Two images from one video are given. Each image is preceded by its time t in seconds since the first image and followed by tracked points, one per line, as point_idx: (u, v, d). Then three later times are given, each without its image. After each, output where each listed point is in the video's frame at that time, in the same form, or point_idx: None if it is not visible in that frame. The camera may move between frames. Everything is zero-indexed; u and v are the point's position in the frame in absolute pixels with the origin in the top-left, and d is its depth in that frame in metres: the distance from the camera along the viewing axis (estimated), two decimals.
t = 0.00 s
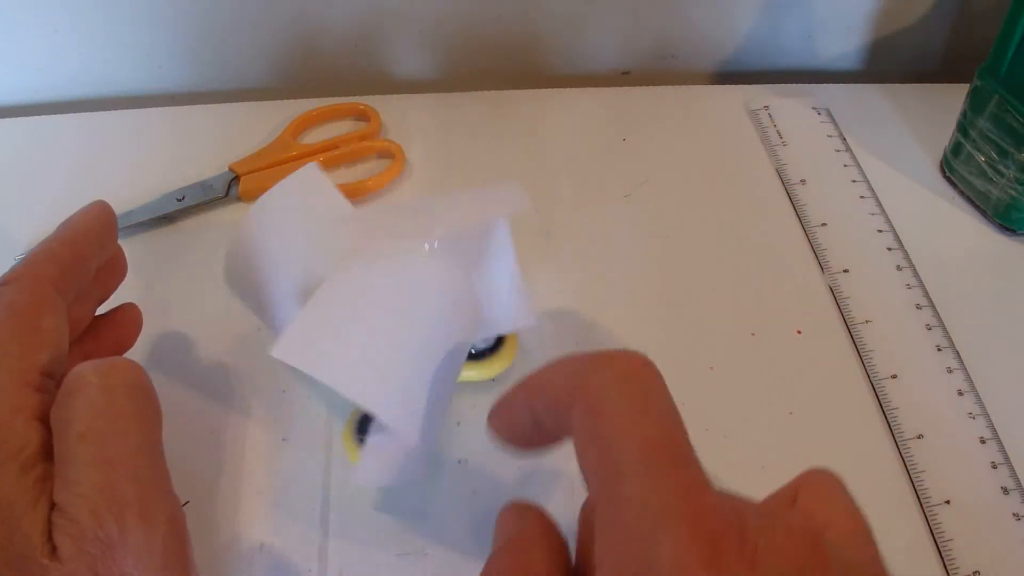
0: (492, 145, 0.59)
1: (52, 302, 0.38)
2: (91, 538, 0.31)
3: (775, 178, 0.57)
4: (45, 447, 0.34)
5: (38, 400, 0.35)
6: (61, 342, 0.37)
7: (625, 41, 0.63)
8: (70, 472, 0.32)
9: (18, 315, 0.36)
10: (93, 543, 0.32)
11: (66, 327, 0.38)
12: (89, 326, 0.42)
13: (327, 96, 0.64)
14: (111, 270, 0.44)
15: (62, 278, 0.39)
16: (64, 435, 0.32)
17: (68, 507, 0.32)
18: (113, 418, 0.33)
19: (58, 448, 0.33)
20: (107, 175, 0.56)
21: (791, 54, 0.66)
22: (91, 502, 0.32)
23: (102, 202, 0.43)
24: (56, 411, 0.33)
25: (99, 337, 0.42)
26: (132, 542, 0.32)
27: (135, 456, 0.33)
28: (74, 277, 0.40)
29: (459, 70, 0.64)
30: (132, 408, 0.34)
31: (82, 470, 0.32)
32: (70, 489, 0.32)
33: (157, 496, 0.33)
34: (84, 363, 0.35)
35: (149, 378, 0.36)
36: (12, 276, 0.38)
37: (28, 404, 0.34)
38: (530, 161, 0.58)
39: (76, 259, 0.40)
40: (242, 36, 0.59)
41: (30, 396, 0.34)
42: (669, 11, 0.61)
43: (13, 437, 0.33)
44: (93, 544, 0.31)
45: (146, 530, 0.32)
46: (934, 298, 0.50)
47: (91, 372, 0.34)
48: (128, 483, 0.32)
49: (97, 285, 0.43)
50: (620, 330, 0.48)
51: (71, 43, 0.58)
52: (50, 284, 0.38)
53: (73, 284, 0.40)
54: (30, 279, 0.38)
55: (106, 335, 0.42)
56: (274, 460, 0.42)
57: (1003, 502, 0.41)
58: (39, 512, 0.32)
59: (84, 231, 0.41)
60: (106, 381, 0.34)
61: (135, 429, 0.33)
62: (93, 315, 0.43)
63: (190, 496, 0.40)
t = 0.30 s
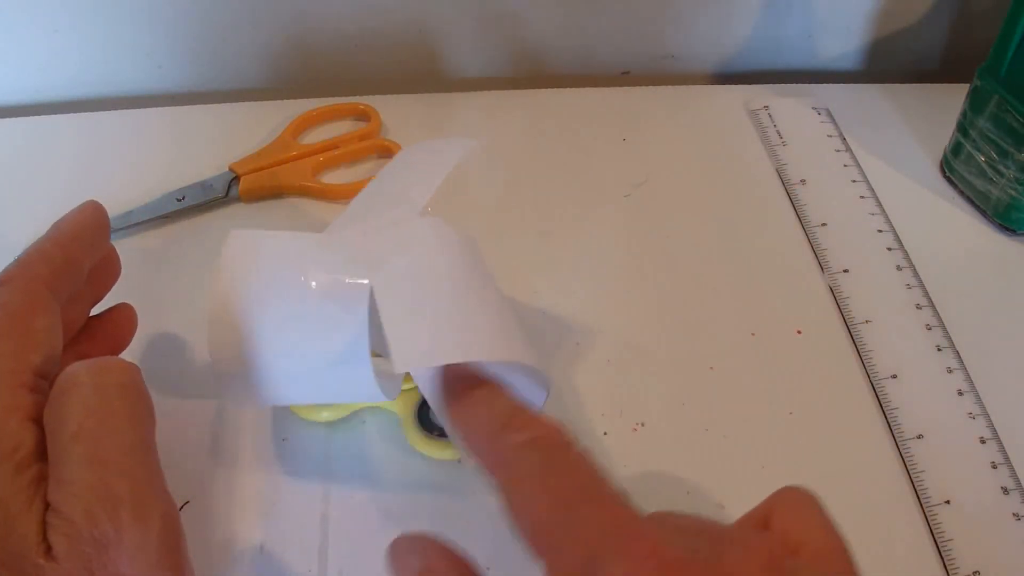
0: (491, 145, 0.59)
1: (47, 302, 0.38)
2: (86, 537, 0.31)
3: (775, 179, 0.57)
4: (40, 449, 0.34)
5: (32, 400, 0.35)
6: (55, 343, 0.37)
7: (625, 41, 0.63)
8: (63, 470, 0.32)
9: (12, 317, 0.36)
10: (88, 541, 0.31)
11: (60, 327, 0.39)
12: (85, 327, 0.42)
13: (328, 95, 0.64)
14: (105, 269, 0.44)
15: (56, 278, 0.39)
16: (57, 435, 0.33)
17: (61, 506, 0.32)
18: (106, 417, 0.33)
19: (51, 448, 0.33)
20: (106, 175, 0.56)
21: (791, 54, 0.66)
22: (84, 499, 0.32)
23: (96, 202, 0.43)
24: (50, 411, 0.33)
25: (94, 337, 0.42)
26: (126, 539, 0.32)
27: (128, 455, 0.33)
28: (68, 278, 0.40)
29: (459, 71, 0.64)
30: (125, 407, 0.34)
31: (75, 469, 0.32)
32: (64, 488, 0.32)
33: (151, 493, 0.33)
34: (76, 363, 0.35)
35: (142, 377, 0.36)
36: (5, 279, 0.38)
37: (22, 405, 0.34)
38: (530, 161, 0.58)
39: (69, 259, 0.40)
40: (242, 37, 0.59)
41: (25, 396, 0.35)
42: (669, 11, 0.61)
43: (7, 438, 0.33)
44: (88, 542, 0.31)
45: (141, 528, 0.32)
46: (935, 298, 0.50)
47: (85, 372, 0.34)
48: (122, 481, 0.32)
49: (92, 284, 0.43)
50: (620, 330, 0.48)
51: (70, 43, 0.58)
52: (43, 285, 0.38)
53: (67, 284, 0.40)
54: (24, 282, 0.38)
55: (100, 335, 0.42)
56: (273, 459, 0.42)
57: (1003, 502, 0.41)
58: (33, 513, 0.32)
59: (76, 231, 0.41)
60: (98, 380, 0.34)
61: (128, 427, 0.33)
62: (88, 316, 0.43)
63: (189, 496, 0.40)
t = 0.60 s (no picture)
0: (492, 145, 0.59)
1: (48, 302, 0.38)
2: (87, 536, 0.31)
3: (775, 178, 0.58)
4: (41, 448, 0.34)
5: (31, 399, 0.35)
6: (56, 343, 0.37)
7: (625, 40, 0.63)
8: (64, 469, 0.32)
9: (14, 316, 0.36)
10: (89, 540, 0.31)
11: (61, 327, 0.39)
12: (85, 326, 0.42)
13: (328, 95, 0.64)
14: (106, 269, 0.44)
15: (57, 278, 0.39)
16: (58, 434, 0.33)
17: (63, 505, 0.31)
18: (106, 416, 0.33)
19: (52, 448, 0.33)
20: (106, 175, 0.56)
21: (791, 54, 0.66)
22: (86, 498, 0.32)
23: (97, 202, 0.43)
24: (50, 411, 0.33)
25: (94, 337, 0.42)
26: (128, 537, 0.32)
27: (129, 454, 0.33)
28: (69, 278, 0.40)
29: (460, 70, 0.64)
30: (125, 406, 0.34)
31: (76, 468, 0.32)
32: (64, 487, 0.32)
33: (152, 491, 0.33)
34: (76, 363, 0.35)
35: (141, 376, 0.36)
36: (7, 278, 0.38)
37: (22, 405, 0.34)
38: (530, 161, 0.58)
39: (70, 259, 0.40)
40: (241, 36, 0.59)
41: (24, 395, 0.35)
42: (669, 11, 0.61)
43: (7, 437, 0.33)
44: (89, 541, 0.31)
45: (142, 527, 0.32)
46: (935, 298, 0.50)
47: (85, 372, 0.34)
48: (123, 480, 0.32)
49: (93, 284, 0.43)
50: (620, 330, 0.48)
51: (70, 44, 0.58)
52: (45, 284, 0.38)
53: (69, 284, 0.40)
54: (26, 281, 0.38)
55: (100, 335, 0.42)
56: (274, 459, 0.42)
57: (1003, 502, 0.41)
58: (36, 512, 0.32)
59: (77, 231, 0.41)
60: (99, 379, 0.34)
61: (128, 427, 0.34)
62: (89, 316, 0.43)
63: (190, 496, 0.40)
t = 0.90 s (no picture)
0: (492, 145, 0.59)
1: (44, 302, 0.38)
2: (83, 535, 0.31)
3: (775, 178, 0.58)
4: (37, 447, 0.34)
5: (26, 400, 0.35)
6: (52, 343, 0.37)
7: (625, 41, 0.63)
8: (59, 470, 0.32)
9: (11, 316, 0.36)
10: (85, 539, 0.31)
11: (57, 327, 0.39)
12: (81, 326, 0.42)
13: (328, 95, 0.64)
14: (101, 269, 0.44)
15: (53, 278, 0.39)
16: (52, 435, 0.32)
17: (58, 505, 0.32)
18: (100, 416, 0.33)
19: (46, 448, 0.33)
20: (106, 175, 0.56)
21: (791, 54, 0.66)
22: (82, 498, 0.32)
23: (91, 202, 0.43)
24: (44, 412, 0.33)
25: (90, 337, 0.42)
26: (124, 536, 0.32)
27: (124, 454, 0.33)
28: (65, 278, 0.40)
29: (459, 71, 0.64)
30: (120, 406, 0.34)
31: (71, 467, 0.32)
32: (59, 487, 0.32)
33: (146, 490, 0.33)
34: (69, 363, 0.35)
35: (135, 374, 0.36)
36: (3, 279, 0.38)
37: (19, 404, 0.34)
38: (530, 161, 0.58)
39: (66, 260, 0.40)
40: (241, 37, 0.59)
41: (20, 395, 0.35)
42: (669, 10, 0.61)
43: (4, 437, 0.33)
44: (85, 541, 0.31)
45: (138, 525, 0.32)
46: (935, 298, 0.50)
47: (78, 372, 0.34)
48: (118, 479, 0.33)
49: (88, 285, 0.43)
50: (620, 329, 0.48)
51: (70, 44, 0.58)
52: (40, 285, 0.38)
53: (64, 284, 0.40)
54: (22, 282, 0.38)
55: (96, 335, 0.42)
56: (274, 460, 0.42)
57: (1003, 502, 0.41)
58: (31, 512, 0.32)
59: (74, 231, 0.41)
60: (92, 379, 0.34)
61: (122, 427, 0.34)
62: (84, 316, 0.43)
63: (189, 496, 0.40)
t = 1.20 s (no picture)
0: (492, 145, 0.59)
1: (42, 302, 0.38)
2: (82, 535, 0.31)
3: (775, 178, 0.58)
4: (37, 447, 0.34)
5: (25, 400, 0.35)
6: (52, 342, 0.37)
7: (625, 41, 0.63)
8: (58, 469, 0.32)
9: (9, 316, 0.36)
10: (83, 538, 0.31)
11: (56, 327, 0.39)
12: (80, 326, 0.42)
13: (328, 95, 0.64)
14: (99, 270, 0.44)
15: (51, 278, 0.39)
16: (51, 435, 0.33)
17: (57, 504, 0.31)
18: (99, 416, 0.33)
19: (45, 447, 0.33)
20: (107, 175, 0.56)
21: (791, 54, 0.66)
22: (81, 497, 0.32)
23: (91, 201, 0.43)
24: (44, 412, 0.33)
25: (89, 337, 0.42)
26: (123, 536, 0.32)
27: (122, 453, 0.33)
28: (63, 278, 0.40)
29: (459, 71, 0.64)
30: (118, 405, 0.34)
31: (70, 467, 0.32)
32: (58, 487, 0.32)
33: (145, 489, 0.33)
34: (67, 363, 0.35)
35: (134, 373, 0.36)
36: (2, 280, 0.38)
37: (17, 405, 0.34)
38: (530, 161, 0.58)
39: (65, 260, 0.40)
40: (241, 36, 0.59)
41: (18, 396, 0.35)
42: (669, 10, 0.61)
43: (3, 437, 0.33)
44: (84, 541, 0.31)
45: (137, 525, 0.32)
46: (935, 298, 0.50)
47: (76, 372, 0.34)
48: (116, 478, 0.32)
49: (87, 285, 0.43)
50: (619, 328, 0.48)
51: (71, 44, 0.58)
52: (39, 285, 0.38)
53: (63, 284, 0.40)
54: (20, 282, 0.38)
55: (95, 335, 0.42)
56: (275, 459, 0.42)
57: (1003, 502, 0.41)
58: (31, 511, 0.32)
59: (72, 232, 0.41)
60: (91, 379, 0.34)
61: (120, 426, 0.34)
62: (83, 316, 0.43)
63: (189, 496, 0.40)
